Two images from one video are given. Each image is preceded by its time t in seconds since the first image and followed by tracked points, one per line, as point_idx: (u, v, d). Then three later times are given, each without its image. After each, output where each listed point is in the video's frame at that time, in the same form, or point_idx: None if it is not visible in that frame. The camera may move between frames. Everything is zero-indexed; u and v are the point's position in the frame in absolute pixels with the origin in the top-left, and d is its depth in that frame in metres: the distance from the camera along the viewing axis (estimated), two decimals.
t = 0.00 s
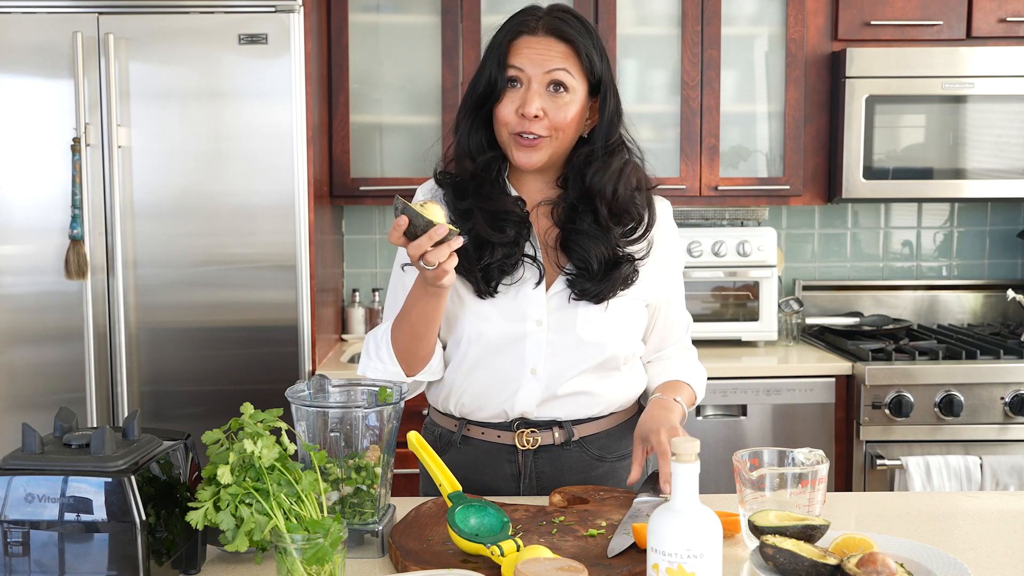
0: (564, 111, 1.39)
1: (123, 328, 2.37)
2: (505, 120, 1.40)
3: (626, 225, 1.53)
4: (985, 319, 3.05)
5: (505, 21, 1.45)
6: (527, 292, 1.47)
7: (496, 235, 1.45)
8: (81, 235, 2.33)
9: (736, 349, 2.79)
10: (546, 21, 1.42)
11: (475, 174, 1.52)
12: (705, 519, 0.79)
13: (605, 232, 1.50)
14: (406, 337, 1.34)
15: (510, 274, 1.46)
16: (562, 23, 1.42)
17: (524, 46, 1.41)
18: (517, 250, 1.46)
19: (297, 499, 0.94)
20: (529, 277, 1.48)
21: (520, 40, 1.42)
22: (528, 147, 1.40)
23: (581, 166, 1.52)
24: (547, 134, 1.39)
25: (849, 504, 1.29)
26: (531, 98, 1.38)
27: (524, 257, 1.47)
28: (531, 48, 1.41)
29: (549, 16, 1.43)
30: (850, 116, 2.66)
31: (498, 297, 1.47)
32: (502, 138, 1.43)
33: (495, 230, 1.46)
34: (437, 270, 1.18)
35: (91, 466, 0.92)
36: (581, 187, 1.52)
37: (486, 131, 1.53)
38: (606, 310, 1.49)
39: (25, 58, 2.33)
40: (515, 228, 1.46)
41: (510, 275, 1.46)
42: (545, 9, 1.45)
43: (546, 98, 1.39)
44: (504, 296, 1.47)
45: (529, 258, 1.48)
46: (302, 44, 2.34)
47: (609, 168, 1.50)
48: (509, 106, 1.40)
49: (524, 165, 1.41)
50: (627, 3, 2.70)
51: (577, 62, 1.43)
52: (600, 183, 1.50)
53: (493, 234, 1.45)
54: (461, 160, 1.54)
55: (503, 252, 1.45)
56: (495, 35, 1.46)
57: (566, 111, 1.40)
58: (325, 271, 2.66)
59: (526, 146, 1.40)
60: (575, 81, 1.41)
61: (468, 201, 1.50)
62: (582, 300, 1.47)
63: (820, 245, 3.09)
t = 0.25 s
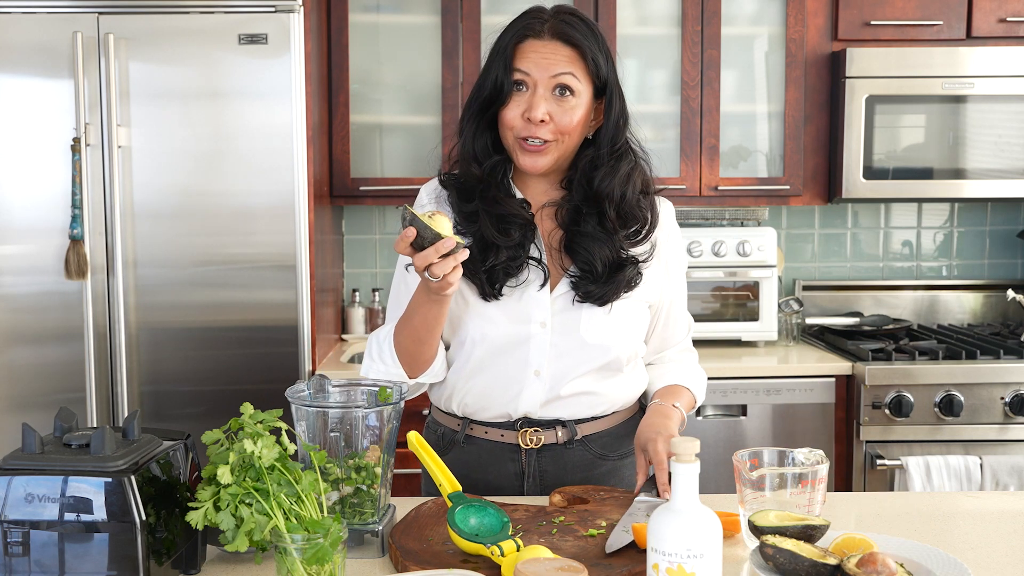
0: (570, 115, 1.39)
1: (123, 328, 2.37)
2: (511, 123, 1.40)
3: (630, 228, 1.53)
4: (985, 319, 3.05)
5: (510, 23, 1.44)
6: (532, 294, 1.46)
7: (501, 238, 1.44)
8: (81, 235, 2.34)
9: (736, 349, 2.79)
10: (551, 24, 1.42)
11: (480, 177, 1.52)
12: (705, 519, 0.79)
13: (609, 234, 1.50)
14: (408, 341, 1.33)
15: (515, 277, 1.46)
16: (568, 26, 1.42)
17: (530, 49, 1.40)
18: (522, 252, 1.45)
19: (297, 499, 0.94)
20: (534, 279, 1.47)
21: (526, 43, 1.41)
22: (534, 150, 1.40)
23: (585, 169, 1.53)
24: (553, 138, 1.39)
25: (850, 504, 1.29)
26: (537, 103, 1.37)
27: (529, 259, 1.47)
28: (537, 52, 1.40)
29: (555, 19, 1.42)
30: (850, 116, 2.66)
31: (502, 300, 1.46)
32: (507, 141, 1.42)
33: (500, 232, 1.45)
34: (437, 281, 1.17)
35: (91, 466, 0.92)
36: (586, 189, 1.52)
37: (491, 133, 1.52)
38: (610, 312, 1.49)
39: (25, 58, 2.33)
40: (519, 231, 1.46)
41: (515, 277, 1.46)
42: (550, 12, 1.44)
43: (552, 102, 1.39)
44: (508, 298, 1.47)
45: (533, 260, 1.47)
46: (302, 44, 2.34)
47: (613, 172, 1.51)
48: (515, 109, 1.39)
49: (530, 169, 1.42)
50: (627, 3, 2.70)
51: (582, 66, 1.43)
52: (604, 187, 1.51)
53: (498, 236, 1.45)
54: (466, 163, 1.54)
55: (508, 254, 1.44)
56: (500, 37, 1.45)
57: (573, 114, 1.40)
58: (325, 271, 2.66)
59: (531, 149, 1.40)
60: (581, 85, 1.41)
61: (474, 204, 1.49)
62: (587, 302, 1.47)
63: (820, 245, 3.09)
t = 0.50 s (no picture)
0: (571, 117, 1.39)
1: (123, 328, 2.37)
2: (512, 125, 1.40)
3: (632, 229, 1.52)
4: (985, 319, 3.05)
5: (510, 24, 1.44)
6: (533, 295, 1.47)
7: (503, 239, 1.44)
8: (81, 235, 2.34)
9: (736, 349, 2.79)
10: (552, 25, 1.41)
11: (481, 178, 1.52)
12: (705, 518, 0.79)
13: (610, 235, 1.50)
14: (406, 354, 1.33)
15: (517, 277, 1.46)
16: (568, 27, 1.41)
17: (530, 51, 1.40)
18: (524, 253, 1.45)
19: (297, 499, 0.94)
20: (535, 280, 1.47)
21: (527, 45, 1.40)
22: (535, 152, 1.40)
23: (586, 170, 1.52)
24: (554, 140, 1.39)
25: (850, 504, 1.29)
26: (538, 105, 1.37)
27: (531, 260, 1.47)
28: (538, 53, 1.39)
29: (555, 20, 1.42)
30: (850, 116, 2.66)
31: (504, 301, 1.46)
32: (508, 143, 1.42)
33: (502, 234, 1.45)
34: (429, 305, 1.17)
35: (91, 466, 0.92)
36: (587, 190, 1.52)
37: (492, 134, 1.52)
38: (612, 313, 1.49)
39: (25, 58, 2.33)
40: (521, 232, 1.46)
41: (517, 278, 1.46)
42: (550, 12, 1.44)
43: (553, 104, 1.38)
44: (510, 300, 1.47)
45: (535, 261, 1.47)
46: (302, 44, 2.34)
47: (614, 173, 1.51)
48: (516, 112, 1.39)
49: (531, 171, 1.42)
50: (627, 3, 2.70)
51: (583, 67, 1.42)
52: (606, 188, 1.51)
53: (499, 237, 1.45)
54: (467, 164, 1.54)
55: (509, 255, 1.44)
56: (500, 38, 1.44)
57: (574, 117, 1.39)
58: (325, 271, 2.66)
59: (532, 152, 1.40)
60: (582, 87, 1.40)
61: (475, 205, 1.49)
62: (588, 303, 1.47)
63: (820, 245, 3.09)
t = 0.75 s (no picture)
0: (575, 117, 1.39)
1: (123, 328, 2.37)
2: (515, 125, 1.40)
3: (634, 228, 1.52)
4: (985, 319, 3.05)
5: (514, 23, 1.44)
6: (535, 294, 1.46)
7: (506, 238, 1.45)
8: (81, 235, 2.34)
9: (736, 349, 2.79)
10: (556, 25, 1.41)
11: (483, 178, 1.52)
12: (705, 519, 0.79)
13: (612, 234, 1.50)
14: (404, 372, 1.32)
15: (519, 277, 1.46)
16: (572, 27, 1.41)
17: (534, 50, 1.40)
18: (526, 252, 1.45)
19: (297, 499, 0.94)
20: (537, 279, 1.47)
21: (530, 44, 1.40)
22: (538, 152, 1.40)
23: (588, 169, 1.53)
24: (557, 140, 1.39)
25: (850, 504, 1.29)
26: (543, 105, 1.37)
27: (533, 260, 1.47)
28: (542, 53, 1.39)
29: (559, 20, 1.42)
30: (850, 116, 2.66)
31: (507, 301, 1.46)
32: (511, 142, 1.42)
33: (504, 233, 1.45)
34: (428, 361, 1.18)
35: (91, 466, 0.92)
36: (589, 190, 1.52)
37: (494, 134, 1.52)
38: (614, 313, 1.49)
39: (25, 58, 2.33)
40: (523, 232, 1.46)
41: (519, 277, 1.46)
42: (554, 12, 1.44)
43: (557, 104, 1.39)
44: (513, 299, 1.47)
45: (537, 260, 1.47)
46: (302, 44, 2.34)
47: (616, 173, 1.51)
48: (520, 112, 1.39)
49: (533, 173, 1.44)
50: (627, 3, 2.70)
51: (587, 67, 1.42)
52: (608, 188, 1.51)
53: (502, 236, 1.45)
54: (468, 162, 1.53)
55: (511, 254, 1.44)
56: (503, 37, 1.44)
57: (578, 117, 1.40)
58: (325, 271, 2.66)
59: (535, 151, 1.40)
60: (586, 87, 1.40)
61: (477, 204, 1.49)
62: (591, 303, 1.47)
63: (820, 245, 3.09)
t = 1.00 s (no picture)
0: (578, 119, 1.39)
1: (123, 328, 2.37)
2: (517, 126, 1.40)
3: (635, 229, 1.52)
4: (985, 319, 3.05)
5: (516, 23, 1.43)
6: (537, 295, 1.47)
7: (508, 240, 1.44)
8: (81, 235, 2.33)
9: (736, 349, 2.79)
10: (559, 27, 1.40)
11: (484, 178, 1.52)
12: (705, 519, 0.79)
13: (613, 234, 1.50)
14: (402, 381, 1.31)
15: (520, 278, 1.46)
16: (575, 29, 1.40)
17: (537, 51, 1.39)
18: (528, 253, 1.45)
19: (297, 499, 0.94)
20: (539, 280, 1.47)
21: (533, 45, 1.39)
22: (541, 153, 1.40)
23: (589, 171, 1.53)
24: (560, 141, 1.39)
25: (850, 504, 1.29)
26: (546, 107, 1.37)
27: (535, 261, 1.47)
28: (545, 54, 1.39)
29: (562, 21, 1.41)
30: (850, 116, 2.66)
31: (508, 304, 1.47)
32: (513, 143, 1.42)
33: (506, 234, 1.45)
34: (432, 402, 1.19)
35: (91, 466, 0.92)
36: (590, 190, 1.52)
37: (495, 135, 1.51)
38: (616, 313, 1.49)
39: (25, 58, 2.33)
40: (524, 233, 1.46)
41: (520, 279, 1.46)
42: (556, 13, 1.43)
43: (560, 106, 1.38)
44: (514, 301, 1.47)
45: (539, 261, 1.47)
46: (302, 44, 2.34)
47: (617, 175, 1.51)
48: (522, 113, 1.39)
49: (532, 173, 1.44)
50: (627, 3, 2.70)
51: (589, 69, 1.42)
52: (610, 189, 1.51)
53: (504, 237, 1.45)
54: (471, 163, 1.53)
55: (513, 256, 1.44)
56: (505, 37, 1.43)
57: (580, 119, 1.39)
58: (325, 271, 2.65)
59: (537, 153, 1.40)
60: (589, 88, 1.40)
61: (480, 206, 1.48)
62: (592, 303, 1.47)
63: (820, 245, 3.09)
